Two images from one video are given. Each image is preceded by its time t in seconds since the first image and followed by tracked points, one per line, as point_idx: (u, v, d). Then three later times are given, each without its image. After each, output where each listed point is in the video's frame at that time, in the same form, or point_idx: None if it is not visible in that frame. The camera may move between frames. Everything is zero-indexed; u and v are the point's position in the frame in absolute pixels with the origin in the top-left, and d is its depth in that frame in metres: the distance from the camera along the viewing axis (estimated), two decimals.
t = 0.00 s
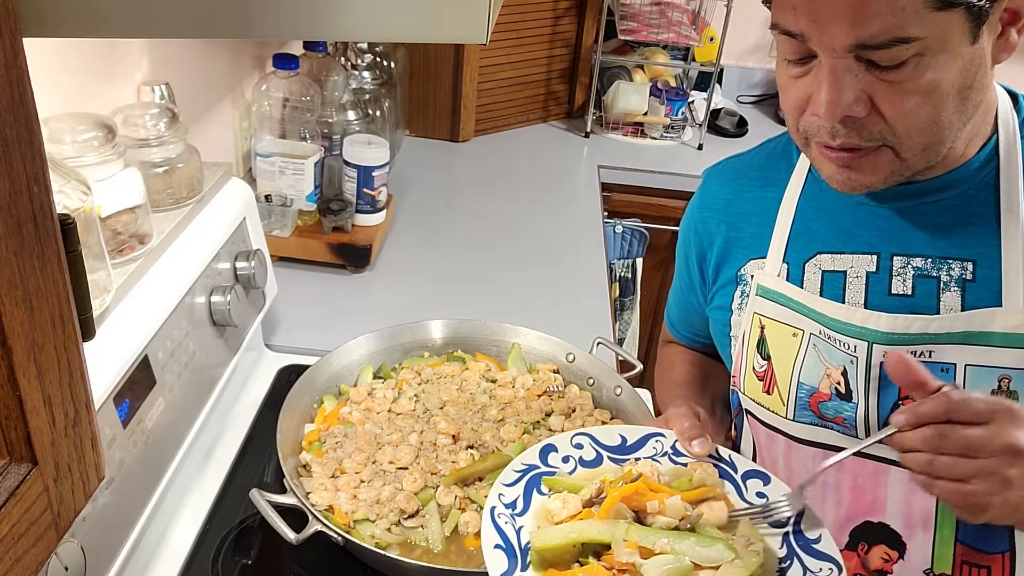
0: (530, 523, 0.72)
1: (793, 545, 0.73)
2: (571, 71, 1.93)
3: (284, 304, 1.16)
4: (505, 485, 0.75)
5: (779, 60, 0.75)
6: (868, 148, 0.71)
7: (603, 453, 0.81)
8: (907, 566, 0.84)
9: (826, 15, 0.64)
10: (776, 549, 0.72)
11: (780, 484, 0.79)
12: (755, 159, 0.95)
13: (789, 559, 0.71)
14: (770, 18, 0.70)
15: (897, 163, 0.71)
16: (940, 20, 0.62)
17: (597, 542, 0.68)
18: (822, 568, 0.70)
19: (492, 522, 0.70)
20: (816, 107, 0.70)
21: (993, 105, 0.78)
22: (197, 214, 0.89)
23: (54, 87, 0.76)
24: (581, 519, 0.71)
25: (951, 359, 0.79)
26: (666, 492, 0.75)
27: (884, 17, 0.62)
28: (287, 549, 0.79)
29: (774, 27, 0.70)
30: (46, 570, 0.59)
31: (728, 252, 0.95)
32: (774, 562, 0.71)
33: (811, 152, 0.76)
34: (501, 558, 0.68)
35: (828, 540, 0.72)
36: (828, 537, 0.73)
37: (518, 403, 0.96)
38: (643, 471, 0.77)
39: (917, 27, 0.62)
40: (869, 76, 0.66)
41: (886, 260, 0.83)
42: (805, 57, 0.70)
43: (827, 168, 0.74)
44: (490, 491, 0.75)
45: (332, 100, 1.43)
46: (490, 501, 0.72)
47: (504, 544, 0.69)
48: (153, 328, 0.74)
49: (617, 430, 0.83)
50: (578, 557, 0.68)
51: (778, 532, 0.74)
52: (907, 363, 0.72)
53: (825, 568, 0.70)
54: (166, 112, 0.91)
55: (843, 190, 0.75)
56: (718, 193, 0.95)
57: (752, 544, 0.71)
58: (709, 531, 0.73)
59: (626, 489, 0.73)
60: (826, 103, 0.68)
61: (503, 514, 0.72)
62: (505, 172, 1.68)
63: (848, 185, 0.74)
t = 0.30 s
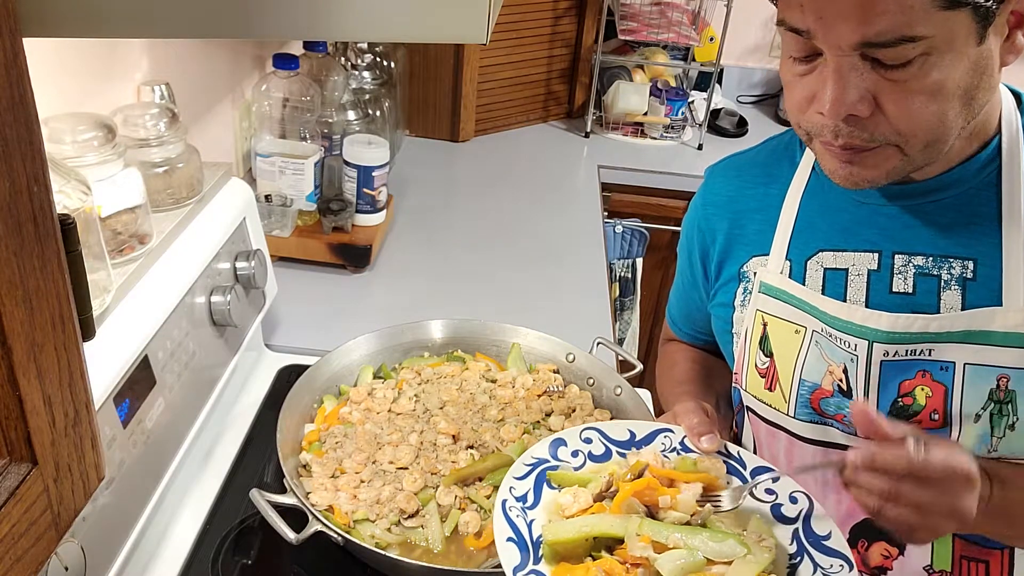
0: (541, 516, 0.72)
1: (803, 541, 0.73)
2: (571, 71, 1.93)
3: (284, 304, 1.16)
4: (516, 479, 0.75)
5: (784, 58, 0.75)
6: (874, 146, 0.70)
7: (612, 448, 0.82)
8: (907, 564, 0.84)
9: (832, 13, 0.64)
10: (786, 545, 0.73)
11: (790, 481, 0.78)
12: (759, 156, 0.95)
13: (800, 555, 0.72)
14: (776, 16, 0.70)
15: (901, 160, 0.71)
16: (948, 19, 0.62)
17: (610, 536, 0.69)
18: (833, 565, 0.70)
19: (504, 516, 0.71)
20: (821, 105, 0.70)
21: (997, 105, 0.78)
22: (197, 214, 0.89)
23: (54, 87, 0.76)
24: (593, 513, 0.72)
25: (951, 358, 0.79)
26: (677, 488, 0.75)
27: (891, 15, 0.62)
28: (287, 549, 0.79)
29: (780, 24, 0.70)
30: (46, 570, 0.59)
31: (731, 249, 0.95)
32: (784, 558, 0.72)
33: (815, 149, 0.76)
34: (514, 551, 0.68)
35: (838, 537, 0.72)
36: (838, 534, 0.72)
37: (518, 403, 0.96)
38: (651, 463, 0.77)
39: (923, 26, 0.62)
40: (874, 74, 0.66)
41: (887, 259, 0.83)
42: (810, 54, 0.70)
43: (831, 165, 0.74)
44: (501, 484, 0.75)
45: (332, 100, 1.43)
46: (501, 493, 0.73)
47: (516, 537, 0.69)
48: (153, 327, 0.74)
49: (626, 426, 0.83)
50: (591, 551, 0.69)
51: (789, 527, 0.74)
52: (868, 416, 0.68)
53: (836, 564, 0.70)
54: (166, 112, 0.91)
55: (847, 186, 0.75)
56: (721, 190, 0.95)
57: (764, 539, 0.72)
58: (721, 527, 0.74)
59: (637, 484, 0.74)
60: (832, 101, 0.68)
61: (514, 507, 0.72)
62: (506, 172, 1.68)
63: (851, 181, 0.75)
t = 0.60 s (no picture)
0: (541, 513, 0.72)
1: (801, 538, 0.73)
2: (571, 71, 1.93)
3: (284, 304, 1.16)
4: (516, 475, 0.75)
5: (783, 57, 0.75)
6: (868, 145, 0.71)
7: (611, 446, 0.81)
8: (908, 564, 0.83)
9: (830, 12, 0.64)
10: (783, 542, 0.73)
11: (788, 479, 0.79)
12: (761, 155, 0.95)
13: (796, 552, 0.72)
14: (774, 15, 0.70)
15: (895, 162, 0.71)
16: (944, 19, 0.62)
17: (608, 532, 0.69)
18: (830, 562, 0.70)
19: (504, 511, 0.71)
20: (818, 104, 0.70)
21: (997, 104, 0.77)
22: (197, 214, 0.89)
23: (54, 87, 0.76)
24: (591, 509, 0.72)
25: (953, 356, 0.79)
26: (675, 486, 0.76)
27: (887, 15, 0.62)
28: (287, 549, 0.79)
29: (778, 23, 0.70)
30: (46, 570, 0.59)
31: (733, 248, 0.95)
32: (782, 556, 0.71)
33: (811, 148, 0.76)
34: (513, 547, 0.67)
35: (835, 534, 0.72)
36: (836, 531, 0.73)
37: (518, 403, 0.96)
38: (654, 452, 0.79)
39: (920, 27, 0.62)
40: (871, 72, 0.66)
41: (889, 257, 0.83)
42: (807, 53, 0.70)
43: (826, 164, 0.75)
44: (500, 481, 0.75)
45: (332, 100, 1.43)
46: (501, 491, 0.73)
47: (515, 533, 0.69)
48: (153, 327, 0.74)
49: (626, 424, 0.83)
50: (589, 548, 0.69)
51: (786, 525, 0.74)
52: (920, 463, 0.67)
53: (833, 561, 0.70)
54: (166, 112, 0.91)
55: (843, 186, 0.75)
56: (723, 189, 0.95)
57: (762, 536, 0.72)
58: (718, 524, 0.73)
59: (636, 481, 0.74)
60: (828, 101, 0.68)
61: (514, 504, 0.72)
62: (505, 172, 1.68)
63: (847, 181, 0.75)
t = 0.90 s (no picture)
0: (537, 514, 0.72)
1: (796, 540, 0.73)
2: (572, 71, 1.93)
3: (284, 304, 1.16)
4: (511, 477, 0.75)
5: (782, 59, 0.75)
6: (864, 150, 0.71)
7: (608, 447, 0.81)
8: (911, 562, 0.84)
9: (827, 16, 0.64)
10: (779, 543, 0.73)
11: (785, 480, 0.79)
12: (762, 155, 0.95)
13: (792, 555, 0.72)
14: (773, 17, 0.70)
15: (892, 168, 0.72)
16: (941, 25, 0.62)
17: (602, 534, 0.69)
18: (825, 564, 0.71)
19: (500, 514, 0.71)
20: (815, 107, 0.70)
21: (998, 103, 0.77)
22: (197, 214, 0.89)
23: (53, 87, 0.76)
24: (587, 511, 0.72)
25: (956, 355, 0.79)
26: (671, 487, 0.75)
27: (884, 20, 0.62)
28: (287, 549, 0.79)
29: (777, 25, 0.70)
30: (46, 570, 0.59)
31: (734, 248, 0.95)
32: (776, 558, 0.71)
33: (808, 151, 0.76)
34: (507, 548, 0.68)
35: (831, 537, 0.73)
36: (831, 534, 0.73)
37: (518, 403, 0.96)
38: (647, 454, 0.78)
39: (917, 33, 0.62)
40: (869, 76, 0.66)
41: (891, 257, 0.83)
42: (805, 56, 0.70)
43: (822, 169, 0.75)
44: (496, 482, 0.75)
45: (332, 100, 1.43)
46: (498, 492, 0.73)
47: (511, 535, 0.69)
48: (153, 327, 0.74)
49: (623, 425, 0.83)
50: (584, 549, 0.70)
51: (782, 524, 0.74)
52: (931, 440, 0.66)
53: (828, 563, 0.71)
54: (166, 112, 0.91)
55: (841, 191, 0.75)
56: (724, 189, 0.95)
57: (757, 538, 0.71)
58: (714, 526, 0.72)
59: (632, 482, 0.73)
60: (825, 105, 0.68)
61: (510, 505, 0.72)
62: (506, 172, 1.68)
63: (844, 186, 0.75)
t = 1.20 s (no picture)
0: (542, 522, 0.72)
1: (802, 543, 0.73)
2: (572, 71, 1.93)
3: (284, 304, 1.16)
4: (516, 484, 0.75)
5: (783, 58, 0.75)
6: (866, 150, 0.71)
7: (611, 450, 0.82)
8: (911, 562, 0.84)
9: (829, 16, 0.64)
10: (784, 547, 0.73)
11: (789, 482, 0.79)
12: (762, 155, 0.95)
13: (799, 558, 0.72)
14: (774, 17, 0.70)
15: (893, 169, 0.72)
16: (942, 25, 0.62)
17: (609, 541, 0.69)
18: (831, 567, 0.70)
19: (504, 522, 0.71)
20: (816, 108, 0.70)
21: (997, 103, 0.78)
22: (197, 215, 0.89)
23: (54, 87, 0.76)
24: (593, 518, 0.72)
25: (954, 354, 0.79)
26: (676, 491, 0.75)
27: (886, 20, 0.61)
28: (287, 549, 0.79)
29: (779, 25, 0.69)
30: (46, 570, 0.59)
31: (732, 248, 0.95)
32: (783, 562, 0.71)
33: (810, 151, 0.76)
34: (514, 557, 0.68)
35: (836, 539, 0.72)
36: (837, 536, 0.73)
37: (518, 403, 0.96)
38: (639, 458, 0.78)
39: (919, 33, 0.62)
40: (872, 76, 0.66)
41: (890, 256, 0.83)
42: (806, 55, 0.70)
43: (825, 170, 0.75)
44: (500, 490, 0.75)
45: (332, 100, 1.43)
46: (502, 500, 0.73)
47: (516, 543, 0.69)
48: (153, 328, 0.74)
49: (625, 428, 0.83)
50: (591, 557, 0.69)
51: (787, 527, 0.74)
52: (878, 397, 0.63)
53: (834, 566, 0.70)
54: (166, 112, 0.91)
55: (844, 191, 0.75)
56: (722, 189, 0.95)
57: (763, 541, 0.71)
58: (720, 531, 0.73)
59: (636, 488, 0.74)
60: (827, 105, 0.68)
61: (514, 513, 0.72)
62: (506, 172, 1.68)
63: (846, 188, 0.74)
